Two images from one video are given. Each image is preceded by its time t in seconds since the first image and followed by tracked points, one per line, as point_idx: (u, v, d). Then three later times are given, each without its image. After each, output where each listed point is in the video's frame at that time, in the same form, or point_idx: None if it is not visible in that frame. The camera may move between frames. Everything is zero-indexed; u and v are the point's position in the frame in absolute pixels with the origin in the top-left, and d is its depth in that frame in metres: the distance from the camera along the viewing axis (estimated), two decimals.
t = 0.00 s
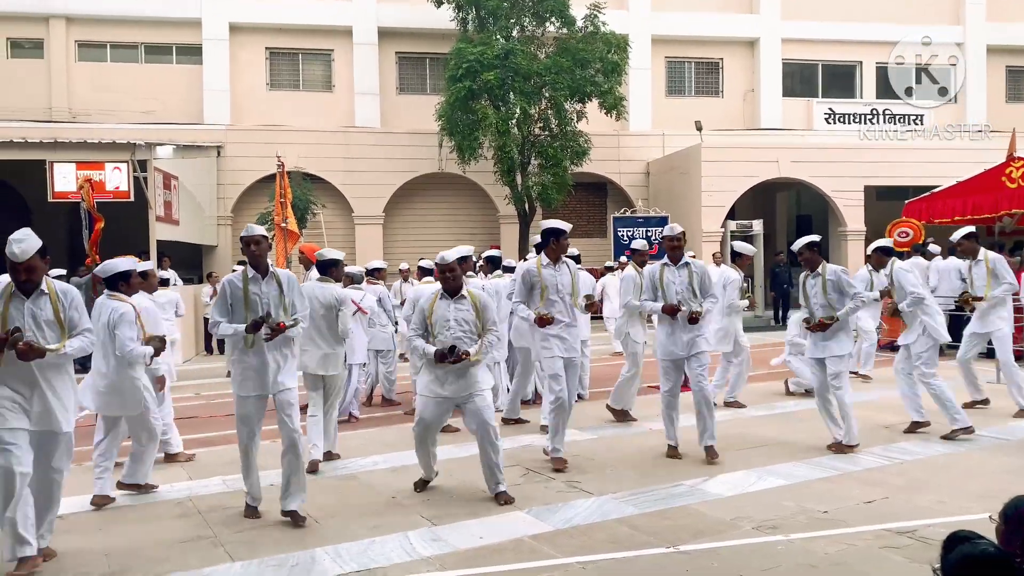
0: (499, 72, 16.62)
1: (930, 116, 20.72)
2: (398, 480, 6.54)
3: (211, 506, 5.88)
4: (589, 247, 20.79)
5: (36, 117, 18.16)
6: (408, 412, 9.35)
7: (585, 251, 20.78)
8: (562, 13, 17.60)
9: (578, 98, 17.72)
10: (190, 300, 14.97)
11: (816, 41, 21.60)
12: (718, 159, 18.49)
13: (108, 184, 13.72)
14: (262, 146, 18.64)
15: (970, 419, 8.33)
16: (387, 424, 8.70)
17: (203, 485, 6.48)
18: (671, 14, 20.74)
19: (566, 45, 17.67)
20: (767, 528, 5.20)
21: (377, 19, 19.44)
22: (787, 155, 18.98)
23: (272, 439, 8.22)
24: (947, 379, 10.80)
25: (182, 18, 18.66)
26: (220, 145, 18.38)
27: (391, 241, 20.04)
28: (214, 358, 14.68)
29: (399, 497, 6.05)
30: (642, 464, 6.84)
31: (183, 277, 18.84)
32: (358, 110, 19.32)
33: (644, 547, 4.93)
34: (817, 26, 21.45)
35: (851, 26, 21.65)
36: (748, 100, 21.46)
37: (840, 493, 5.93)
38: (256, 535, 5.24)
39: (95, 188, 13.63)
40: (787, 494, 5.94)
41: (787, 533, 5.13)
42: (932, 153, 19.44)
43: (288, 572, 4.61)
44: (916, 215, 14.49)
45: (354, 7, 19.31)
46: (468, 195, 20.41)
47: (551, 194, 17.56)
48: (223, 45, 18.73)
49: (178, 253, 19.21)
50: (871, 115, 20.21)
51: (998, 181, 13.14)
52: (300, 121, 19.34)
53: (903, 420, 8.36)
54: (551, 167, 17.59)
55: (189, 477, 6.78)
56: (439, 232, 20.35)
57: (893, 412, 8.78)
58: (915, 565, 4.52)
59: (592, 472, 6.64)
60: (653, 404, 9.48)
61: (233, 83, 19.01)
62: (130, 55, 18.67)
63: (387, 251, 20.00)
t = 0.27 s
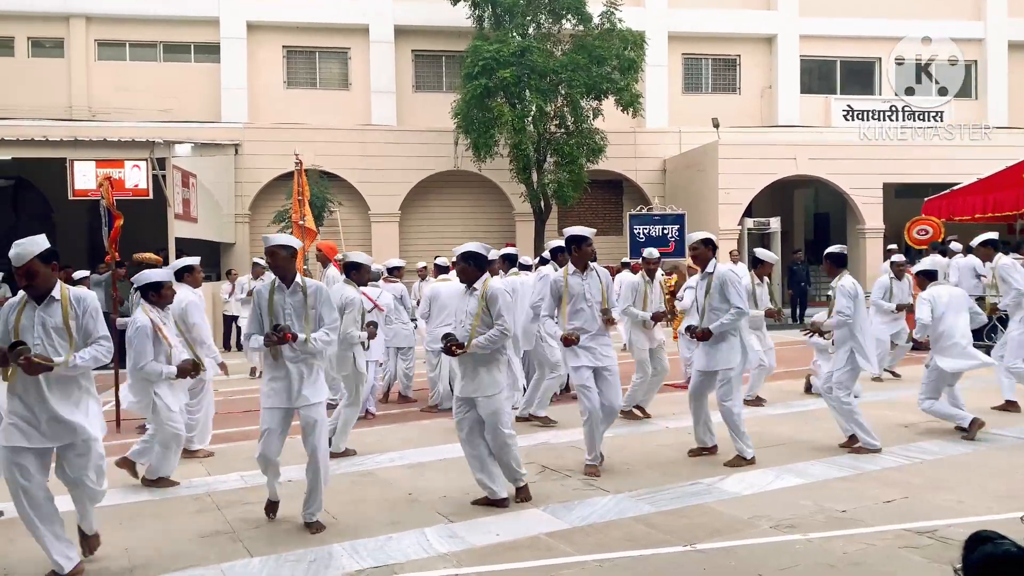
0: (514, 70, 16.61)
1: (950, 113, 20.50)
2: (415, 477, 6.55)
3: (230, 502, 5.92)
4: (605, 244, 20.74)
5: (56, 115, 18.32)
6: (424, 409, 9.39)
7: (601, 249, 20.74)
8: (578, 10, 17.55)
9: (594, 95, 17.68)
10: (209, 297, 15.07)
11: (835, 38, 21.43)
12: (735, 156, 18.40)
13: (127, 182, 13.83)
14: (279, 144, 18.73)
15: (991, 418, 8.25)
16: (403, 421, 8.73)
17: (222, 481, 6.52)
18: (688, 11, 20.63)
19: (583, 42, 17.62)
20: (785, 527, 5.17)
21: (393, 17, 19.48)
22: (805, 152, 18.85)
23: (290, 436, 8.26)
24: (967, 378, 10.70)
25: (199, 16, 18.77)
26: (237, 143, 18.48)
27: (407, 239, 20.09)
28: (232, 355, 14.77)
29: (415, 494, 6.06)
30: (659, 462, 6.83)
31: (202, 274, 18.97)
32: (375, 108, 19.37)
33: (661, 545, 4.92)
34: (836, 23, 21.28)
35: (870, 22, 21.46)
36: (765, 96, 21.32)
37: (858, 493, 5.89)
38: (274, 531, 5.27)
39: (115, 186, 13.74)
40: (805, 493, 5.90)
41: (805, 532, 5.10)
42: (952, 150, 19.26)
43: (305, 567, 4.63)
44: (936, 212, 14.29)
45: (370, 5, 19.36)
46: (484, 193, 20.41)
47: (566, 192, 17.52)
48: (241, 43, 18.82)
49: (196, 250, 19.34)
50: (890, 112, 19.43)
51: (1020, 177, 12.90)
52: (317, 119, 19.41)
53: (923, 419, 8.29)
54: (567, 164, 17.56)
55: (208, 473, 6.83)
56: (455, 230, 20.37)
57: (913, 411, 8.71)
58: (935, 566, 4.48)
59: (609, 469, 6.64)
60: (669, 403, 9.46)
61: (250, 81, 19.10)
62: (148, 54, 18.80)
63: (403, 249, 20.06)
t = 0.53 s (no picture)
0: (532, 68, 16.60)
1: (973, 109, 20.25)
2: (433, 475, 6.57)
3: (251, 498, 5.96)
4: (623, 242, 20.69)
5: (77, 115, 18.49)
6: (442, 407, 9.41)
7: (618, 247, 20.69)
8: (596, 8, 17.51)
9: (612, 93, 17.63)
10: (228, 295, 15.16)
11: (855, 34, 21.25)
12: (754, 154, 18.29)
13: (148, 181, 13.94)
14: (298, 143, 18.83)
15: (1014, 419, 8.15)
16: (421, 419, 8.75)
17: (243, 478, 6.56)
18: (706, 8, 20.53)
19: (600, 40, 17.58)
20: (806, 528, 5.14)
21: (410, 16, 19.51)
22: (825, 150, 18.71)
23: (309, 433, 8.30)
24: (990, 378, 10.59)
25: (219, 16, 18.89)
26: (257, 142, 18.58)
27: (424, 237, 20.14)
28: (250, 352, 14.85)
29: (434, 492, 6.08)
30: (677, 461, 6.81)
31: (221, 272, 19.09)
32: (392, 107, 19.41)
33: (681, 545, 4.90)
34: (856, 19, 21.10)
35: (891, 19, 21.26)
36: (784, 94, 21.18)
37: (879, 493, 5.84)
38: (293, 528, 5.30)
39: (136, 185, 13.85)
40: (825, 493, 5.86)
41: (825, 532, 5.06)
42: (974, 147, 19.04)
43: (325, 564, 4.65)
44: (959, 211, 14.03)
45: (388, 4, 19.41)
46: (501, 191, 20.41)
47: (584, 190, 17.49)
48: (260, 43, 18.93)
49: (216, 249, 19.47)
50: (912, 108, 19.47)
51: None
52: (335, 118, 19.48)
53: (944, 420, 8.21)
54: (584, 163, 17.52)
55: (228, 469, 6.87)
56: (472, 229, 20.39)
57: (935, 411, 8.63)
58: (959, 567, 4.43)
59: (627, 468, 6.62)
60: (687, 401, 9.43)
61: (269, 80, 19.20)
62: (168, 54, 18.94)
63: (420, 247, 20.11)
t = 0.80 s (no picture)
0: (550, 66, 16.57)
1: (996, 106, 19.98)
2: (452, 473, 6.58)
3: (271, 495, 5.99)
4: (641, 241, 20.62)
5: (99, 115, 18.67)
6: (460, 405, 9.44)
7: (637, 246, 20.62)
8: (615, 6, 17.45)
9: (631, 91, 17.56)
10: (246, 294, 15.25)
11: (876, 30, 21.05)
12: (773, 152, 18.16)
13: (169, 180, 14.06)
14: (317, 142, 18.92)
15: None
16: (439, 417, 8.77)
17: (262, 475, 6.59)
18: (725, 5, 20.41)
19: (619, 38, 17.51)
20: (827, 528, 5.09)
21: (429, 15, 19.54)
22: (846, 148, 18.55)
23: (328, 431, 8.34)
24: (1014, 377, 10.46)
25: (239, 17, 19.01)
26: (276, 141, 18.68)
27: (442, 236, 20.18)
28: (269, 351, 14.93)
29: (453, 490, 6.08)
30: (697, 461, 6.77)
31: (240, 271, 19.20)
32: (410, 106, 19.45)
33: (700, 545, 4.87)
34: (877, 15, 20.90)
35: (913, 15, 21.04)
36: (805, 91, 21.01)
37: (902, 494, 5.78)
38: (313, 526, 5.32)
39: (157, 184, 13.97)
40: (847, 493, 5.81)
41: (847, 533, 5.02)
42: (998, 145, 18.80)
43: (344, 562, 4.67)
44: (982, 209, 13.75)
45: (407, 4, 19.46)
46: (518, 190, 20.40)
47: (602, 188, 17.44)
48: (280, 43, 19.02)
49: (236, 247, 19.60)
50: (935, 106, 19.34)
51: None
52: (353, 118, 19.55)
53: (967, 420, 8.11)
54: (602, 161, 17.47)
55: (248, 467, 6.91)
56: (490, 228, 20.40)
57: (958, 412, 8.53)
58: (984, 570, 4.37)
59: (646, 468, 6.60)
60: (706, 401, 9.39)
61: (288, 79, 19.30)
62: (189, 54, 19.08)
63: (439, 246, 20.15)
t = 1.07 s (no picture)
0: (569, 65, 16.55)
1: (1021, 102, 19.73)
2: (471, 472, 6.58)
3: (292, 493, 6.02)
4: (660, 240, 20.55)
5: (122, 115, 18.86)
6: (479, 404, 9.47)
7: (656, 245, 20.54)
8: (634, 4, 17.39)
9: (650, 89, 17.50)
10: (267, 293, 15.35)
11: (898, 27, 20.85)
12: (794, 150, 18.03)
13: (190, 180, 14.18)
14: (337, 142, 19.01)
15: None
16: (458, 416, 8.78)
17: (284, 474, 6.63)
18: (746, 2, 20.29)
19: (638, 36, 17.45)
20: (849, 529, 5.05)
21: (448, 15, 19.57)
22: (868, 145, 18.39)
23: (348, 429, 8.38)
24: None
25: (261, 17, 19.15)
26: (296, 141, 18.77)
27: (461, 235, 20.20)
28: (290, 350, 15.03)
29: (471, 489, 6.09)
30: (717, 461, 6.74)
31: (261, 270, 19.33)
32: (429, 106, 19.49)
33: (721, 545, 4.85)
34: (900, 11, 20.69)
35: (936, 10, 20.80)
36: (826, 88, 20.85)
37: (925, 495, 5.72)
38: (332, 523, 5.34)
39: (179, 184, 14.10)
40: (869, 494, 5.76)
41: (870, 534, 4.97)
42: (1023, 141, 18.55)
43: (365, 559, 4.69)
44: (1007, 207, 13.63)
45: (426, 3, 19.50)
46: (536, 189, 20.38)
47: (621, 187, 17.40)
48: (300, 43, 19.12)
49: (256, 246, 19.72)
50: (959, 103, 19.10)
51: None
52: (373, 117, 19.62)
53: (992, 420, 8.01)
54: (621, 160, 17.42)
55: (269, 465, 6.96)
56: (509, 227, 20.39)
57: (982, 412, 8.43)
58: (1010, 572, 4.31)
59: (666, 467, 6.57)
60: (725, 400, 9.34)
61: (308, 79, 19.40)
62: (210, 54, 19.21)
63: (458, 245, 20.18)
